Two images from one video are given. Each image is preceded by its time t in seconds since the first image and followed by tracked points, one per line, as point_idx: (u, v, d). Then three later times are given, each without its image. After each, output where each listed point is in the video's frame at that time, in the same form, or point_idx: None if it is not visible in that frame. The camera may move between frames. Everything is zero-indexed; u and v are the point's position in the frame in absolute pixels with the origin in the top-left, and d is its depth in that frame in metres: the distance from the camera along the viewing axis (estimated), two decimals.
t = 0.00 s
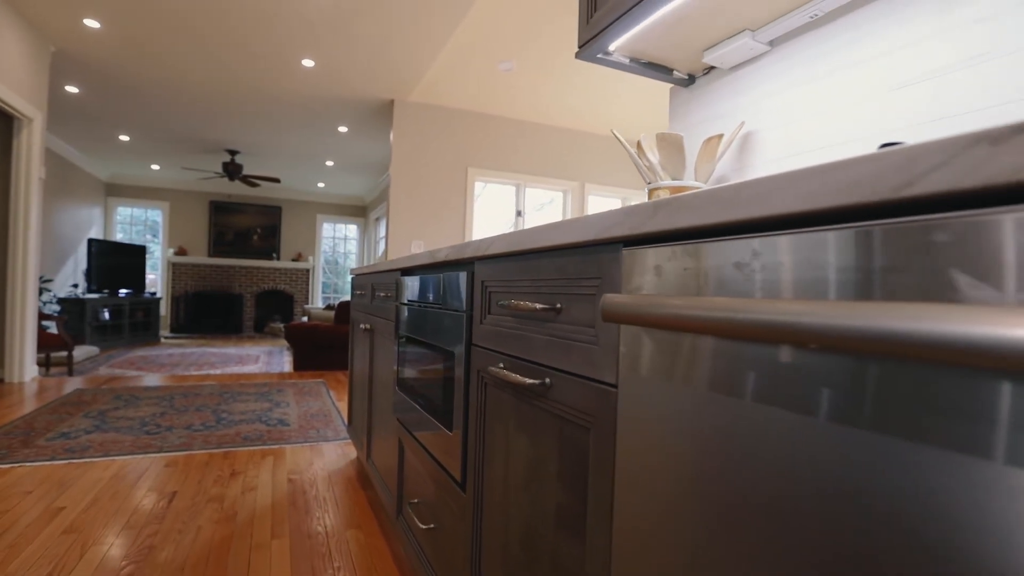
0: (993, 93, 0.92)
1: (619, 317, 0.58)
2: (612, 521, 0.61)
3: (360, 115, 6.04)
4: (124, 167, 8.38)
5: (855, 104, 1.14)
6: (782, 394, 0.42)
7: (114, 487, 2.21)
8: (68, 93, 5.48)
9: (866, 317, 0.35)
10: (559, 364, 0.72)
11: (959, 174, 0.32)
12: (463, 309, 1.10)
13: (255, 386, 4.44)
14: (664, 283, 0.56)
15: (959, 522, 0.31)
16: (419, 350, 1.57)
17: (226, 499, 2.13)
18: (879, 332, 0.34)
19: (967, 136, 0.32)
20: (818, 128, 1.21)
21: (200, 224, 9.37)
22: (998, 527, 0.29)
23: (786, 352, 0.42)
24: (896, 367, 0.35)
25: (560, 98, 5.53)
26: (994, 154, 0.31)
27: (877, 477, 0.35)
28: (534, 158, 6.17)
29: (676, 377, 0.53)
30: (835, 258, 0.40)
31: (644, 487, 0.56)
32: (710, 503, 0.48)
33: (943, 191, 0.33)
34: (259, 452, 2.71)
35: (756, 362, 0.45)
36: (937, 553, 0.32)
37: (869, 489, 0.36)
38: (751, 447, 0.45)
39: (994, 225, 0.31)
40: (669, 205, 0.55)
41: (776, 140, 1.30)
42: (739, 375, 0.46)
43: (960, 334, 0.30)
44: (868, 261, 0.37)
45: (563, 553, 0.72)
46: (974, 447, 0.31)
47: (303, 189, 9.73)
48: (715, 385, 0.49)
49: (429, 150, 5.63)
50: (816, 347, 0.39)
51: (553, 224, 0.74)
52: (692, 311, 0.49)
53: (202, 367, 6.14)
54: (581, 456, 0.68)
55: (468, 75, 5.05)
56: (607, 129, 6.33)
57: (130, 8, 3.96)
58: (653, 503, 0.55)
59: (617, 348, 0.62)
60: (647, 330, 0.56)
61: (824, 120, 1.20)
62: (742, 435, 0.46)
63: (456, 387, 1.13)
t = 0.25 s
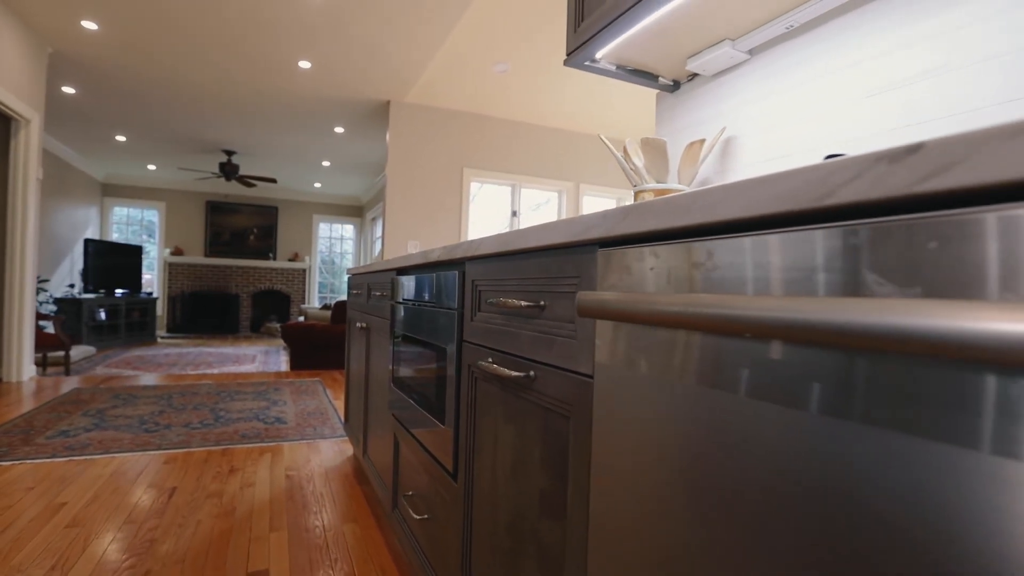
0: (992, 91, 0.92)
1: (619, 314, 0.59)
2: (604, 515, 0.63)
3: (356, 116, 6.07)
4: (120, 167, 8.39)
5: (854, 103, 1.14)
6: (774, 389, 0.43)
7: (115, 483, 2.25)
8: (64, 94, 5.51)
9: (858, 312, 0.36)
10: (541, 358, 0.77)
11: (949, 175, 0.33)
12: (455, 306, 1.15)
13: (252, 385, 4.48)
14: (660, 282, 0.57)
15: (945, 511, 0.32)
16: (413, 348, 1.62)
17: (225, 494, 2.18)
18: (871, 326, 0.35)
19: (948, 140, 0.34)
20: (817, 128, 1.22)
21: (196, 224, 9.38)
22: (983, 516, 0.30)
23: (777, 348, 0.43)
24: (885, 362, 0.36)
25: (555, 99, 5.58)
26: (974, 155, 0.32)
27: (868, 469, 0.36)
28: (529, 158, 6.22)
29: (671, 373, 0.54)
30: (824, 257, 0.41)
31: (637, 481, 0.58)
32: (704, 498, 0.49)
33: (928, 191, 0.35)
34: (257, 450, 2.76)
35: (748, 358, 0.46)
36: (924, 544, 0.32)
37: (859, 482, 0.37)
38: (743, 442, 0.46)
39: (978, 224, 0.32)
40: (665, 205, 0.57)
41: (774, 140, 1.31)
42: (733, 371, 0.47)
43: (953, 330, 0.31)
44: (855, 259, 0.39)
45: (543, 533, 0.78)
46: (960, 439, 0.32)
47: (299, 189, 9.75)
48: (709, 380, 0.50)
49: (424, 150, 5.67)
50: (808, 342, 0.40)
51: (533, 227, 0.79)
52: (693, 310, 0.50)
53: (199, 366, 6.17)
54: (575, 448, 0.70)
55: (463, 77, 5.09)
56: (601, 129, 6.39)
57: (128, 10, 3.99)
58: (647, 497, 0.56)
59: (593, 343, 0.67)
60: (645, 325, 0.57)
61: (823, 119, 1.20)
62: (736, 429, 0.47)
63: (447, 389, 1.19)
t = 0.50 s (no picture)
0: (991, 90, 0.93)
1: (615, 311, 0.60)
2: (598, 510, 0.64)
3: (353, 117, 6.11)
4: (117, 168, 8.41)
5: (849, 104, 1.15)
6: (767, 386, 0.44)
7: (115, 479, 2.29)
8: (61, 95, 5.53)
9: (852, 310, 0.37)
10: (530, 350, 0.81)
11: (935, 178, 0.35)
12: (447, 305, 1.20)
13: (250, 384, 4.52)
14: (654, 280, 0.59)
15: (935, 504, 0.33)
16: (408, 346, 1.67)
17: (224, 490, 2.22)
18: (864, 323, 0.36)
19: (934, 143, 0.35)
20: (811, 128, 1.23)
21: (193, 224, 9.40)
22: (973, 508, 0.31)
23: (767, 345, 0.44)
24: (875, 359, 0.37)
25: (550, 101, 5.63)
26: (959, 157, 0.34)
27: (860, 466, 0.37)
28: (524, 159, 6.27)
29: (666, 370, 0.55)
30: (813, 256, 0.42)
31: (632, 477, 0.59)
32: (700, 493, 0.50)
33: (917, 193, 0.36)
34: (255, 447, 2.80)
35: (740, 355, 0.47)
36: (916, 537, 0.33)
37: (850, 477, 0.38)
38: (737, 440, 0.46)
39: (965, 226, 0.33)
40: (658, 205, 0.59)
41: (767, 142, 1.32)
42: (726, 368, 0.48)
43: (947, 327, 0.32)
44: (844, 259, 0.40)
45: (527, 514, 0.84)
46: (949, 432, 0.33)
47: (296, 189, 9.78)
48: (702, 377, 0.51)
49: (421, 151, 5.72)
50: (799, 339, 0.41)
51: (522, 228, 0.84)
52: (692, 308, 0.50)
53: (196, 366, 6.20)
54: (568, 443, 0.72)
55: (459, 78, 5.13)
56: (596, 131, 6.45)
57: (125, 12, 4.01)
58: (642, 493, 0.57)
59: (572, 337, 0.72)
60: (640, 322, 0.58)
61: (817, 120, 1.21)
62: (730, 426, 0.47)
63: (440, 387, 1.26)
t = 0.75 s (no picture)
0: (984, 92, 0.94)
1: (610, 310, 0.62)
2: (594, 507, 0.65)
3: (349, 117, 6.14)
4: (113, 168, 8.41)
5: (841, 105, 1.17)
6: (759, 382, 0.45)
7: (115, 476, 2.33)
8: (58, 95, 5.54)
9: (841, 308, 0.38)
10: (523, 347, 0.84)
11: (921, 179, 0.36)
12: (440, 303, 1.25)
13: (247, 383, 4.55)
14: (647, 280, 0.60)
15: (928, 498, 0.33)
16: (404, 344, 1.72)
17: (223, 486, 2.26)
18: (854, 322, 0.37)
19: (914, 147, 0.37)
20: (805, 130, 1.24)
21: (189, 224, 9.41)
22: (963, 499, 0.32)
23: (757, 343, 0.46)
24: (863, 356, 0.38)
25: (545, 102, 5.68)
26: (935, 166, 0.36)
27: (852, 459, 0.38)
28: (520, 160, 6.32)
29: (661, 369, 0.56)
30: (802, 257, 0.43)
31: (627, 474, 0.60)
32: (694, 489, 0.51)
33: (903, 194, 0.37)
34: (252, 445, 2.83)
35: (733, 353, 0.48)
36: (908, 530, 0.34)
37: (843, 472, 0.38)
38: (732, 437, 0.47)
39: (954, 227, 0.34)
40: (652, 208, 0.61)
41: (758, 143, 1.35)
42: (720, 365, 0.49)
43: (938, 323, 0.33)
44: (832, 258, 0.41)
45: (513, 502, 0.89)
46: (937, 425, 0.34)
47: (292, 189, 9.80)
48: (695, 374, 0.52)
49: (417, 151, 5.76)
50: (790, 336, 0.42)
51: (512, 230, 0.88)
52: (685, 307, 0.51)
53: (193, 365, 6.22)
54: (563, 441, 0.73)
55: (455, 80, 5.17)
56: (591, 131, 6.50)
57: (123, 13, 4.04)
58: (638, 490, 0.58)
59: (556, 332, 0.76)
60: (634, 321, 0.60)
61: (811, 121, 1.23)
62: (724, 421, 0.48)
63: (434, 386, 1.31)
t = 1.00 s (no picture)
0: (975, 95, 0.95)
1: (605, 308, 0.63)
2: (590, 504, 0.67)
3: (345, 118, 6.17)
4: (108, 168, 8.42)
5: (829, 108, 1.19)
6: (750, 378, 0.46)
7: (114, 473, 2.37)
8: (54, 96, 5.55)
9: (832, 306, 0.39)
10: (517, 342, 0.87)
11: (909, 183, 0.37)
12: (433, 302, 1.29)
13: (244, 382, 4.58)
14: (640, 280, 0.62)
15: (922, 491, 0.34)
16: (399, 343, 1.76)
17: (221, 483, 2.30)
18: (842, 319, 0.38)
19: (890, 152, 0.39)
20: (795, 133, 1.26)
21: (185, 224, 9.41)
22: (956, 491, 0.33)
23: (748, 339, 0.47)
24: (855, 352, 0.39)
25: (540, 103, 5.72)
26: (914, 171, 0.37)
27: (845, 455, 0.39)
28: (514, 160, 6.36)
29: (655, 365, 0.57)
30: (791, 257, 0.45)
31: (622, 471, 0.61)
32: (688, 486, 0.52)
33: (887, 197, 0.38)
34: (250, 442, 2.87)
35: (725, 350, 0.49)
36: (903, 523, 0.35)
37: (835, 466, 0.39)
38: (727, 434, 0.48)
39: (940, 227, 0.35)
40: (640, 209, 0.63)
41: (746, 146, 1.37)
42: (711, 361, 0.50)
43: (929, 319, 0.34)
44: (821, 258, 0.42)
45: (502, 492, 0.93)
46: (928, 419, 0.35)
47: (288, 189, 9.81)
48: (688, 370, 0.53)
49: (412, 152, 5.79)
50: (782, 333, 0.43)
51: (501, 232, 0.92)
52: (677, 305, 0.53)
53: (189, 365, 6.24)
54: (557, 438, 0.74)
55: (450, 80, 5.20)
56: (585, 132, 6.55)
57: (119, 14, 4.06)
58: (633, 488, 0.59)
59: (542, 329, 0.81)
60: (627, 319, 0.61)
61: (804, 123, 1.24)
62: (718, 418, 0.49)
63: (427, 382, 1.36)
